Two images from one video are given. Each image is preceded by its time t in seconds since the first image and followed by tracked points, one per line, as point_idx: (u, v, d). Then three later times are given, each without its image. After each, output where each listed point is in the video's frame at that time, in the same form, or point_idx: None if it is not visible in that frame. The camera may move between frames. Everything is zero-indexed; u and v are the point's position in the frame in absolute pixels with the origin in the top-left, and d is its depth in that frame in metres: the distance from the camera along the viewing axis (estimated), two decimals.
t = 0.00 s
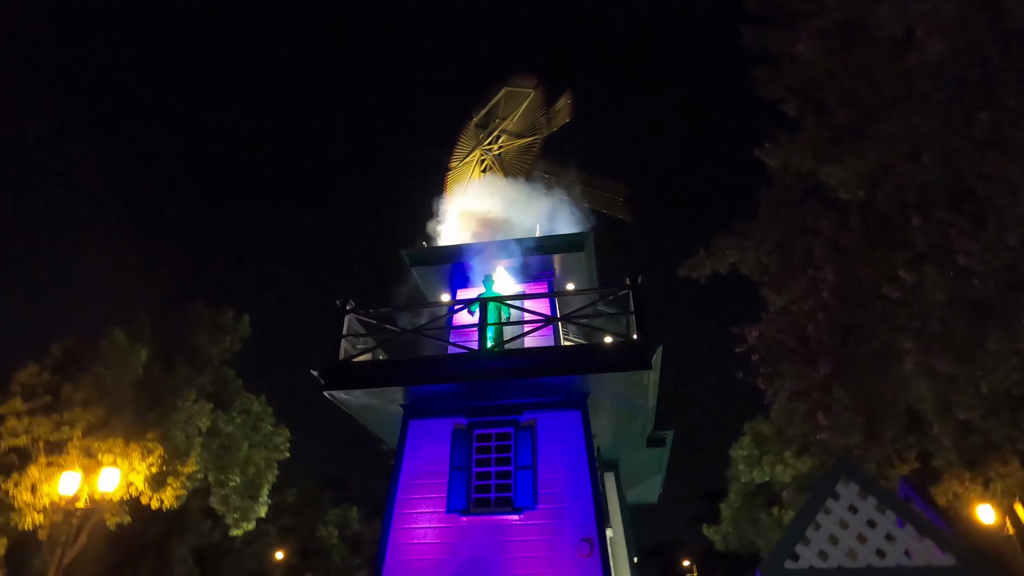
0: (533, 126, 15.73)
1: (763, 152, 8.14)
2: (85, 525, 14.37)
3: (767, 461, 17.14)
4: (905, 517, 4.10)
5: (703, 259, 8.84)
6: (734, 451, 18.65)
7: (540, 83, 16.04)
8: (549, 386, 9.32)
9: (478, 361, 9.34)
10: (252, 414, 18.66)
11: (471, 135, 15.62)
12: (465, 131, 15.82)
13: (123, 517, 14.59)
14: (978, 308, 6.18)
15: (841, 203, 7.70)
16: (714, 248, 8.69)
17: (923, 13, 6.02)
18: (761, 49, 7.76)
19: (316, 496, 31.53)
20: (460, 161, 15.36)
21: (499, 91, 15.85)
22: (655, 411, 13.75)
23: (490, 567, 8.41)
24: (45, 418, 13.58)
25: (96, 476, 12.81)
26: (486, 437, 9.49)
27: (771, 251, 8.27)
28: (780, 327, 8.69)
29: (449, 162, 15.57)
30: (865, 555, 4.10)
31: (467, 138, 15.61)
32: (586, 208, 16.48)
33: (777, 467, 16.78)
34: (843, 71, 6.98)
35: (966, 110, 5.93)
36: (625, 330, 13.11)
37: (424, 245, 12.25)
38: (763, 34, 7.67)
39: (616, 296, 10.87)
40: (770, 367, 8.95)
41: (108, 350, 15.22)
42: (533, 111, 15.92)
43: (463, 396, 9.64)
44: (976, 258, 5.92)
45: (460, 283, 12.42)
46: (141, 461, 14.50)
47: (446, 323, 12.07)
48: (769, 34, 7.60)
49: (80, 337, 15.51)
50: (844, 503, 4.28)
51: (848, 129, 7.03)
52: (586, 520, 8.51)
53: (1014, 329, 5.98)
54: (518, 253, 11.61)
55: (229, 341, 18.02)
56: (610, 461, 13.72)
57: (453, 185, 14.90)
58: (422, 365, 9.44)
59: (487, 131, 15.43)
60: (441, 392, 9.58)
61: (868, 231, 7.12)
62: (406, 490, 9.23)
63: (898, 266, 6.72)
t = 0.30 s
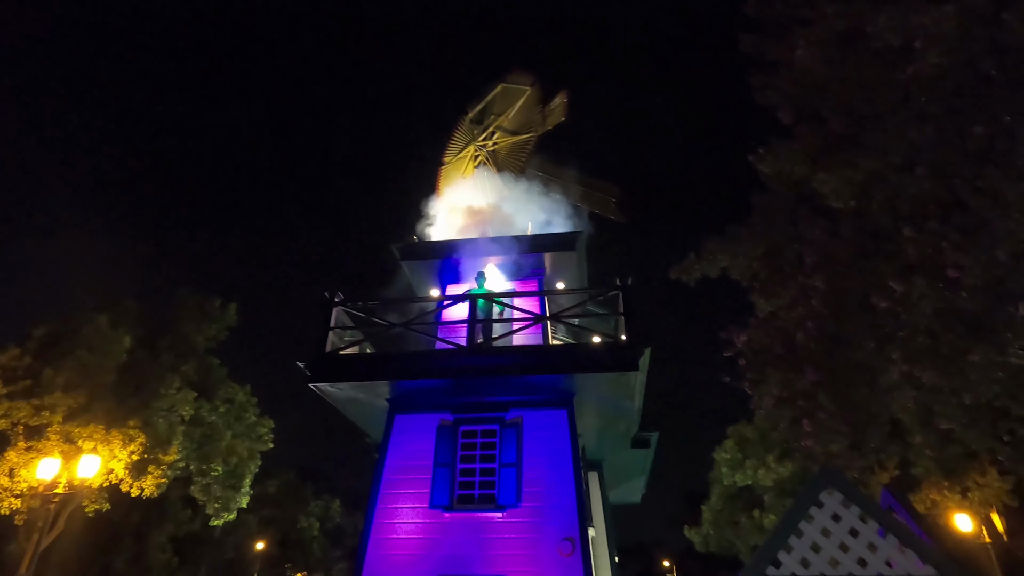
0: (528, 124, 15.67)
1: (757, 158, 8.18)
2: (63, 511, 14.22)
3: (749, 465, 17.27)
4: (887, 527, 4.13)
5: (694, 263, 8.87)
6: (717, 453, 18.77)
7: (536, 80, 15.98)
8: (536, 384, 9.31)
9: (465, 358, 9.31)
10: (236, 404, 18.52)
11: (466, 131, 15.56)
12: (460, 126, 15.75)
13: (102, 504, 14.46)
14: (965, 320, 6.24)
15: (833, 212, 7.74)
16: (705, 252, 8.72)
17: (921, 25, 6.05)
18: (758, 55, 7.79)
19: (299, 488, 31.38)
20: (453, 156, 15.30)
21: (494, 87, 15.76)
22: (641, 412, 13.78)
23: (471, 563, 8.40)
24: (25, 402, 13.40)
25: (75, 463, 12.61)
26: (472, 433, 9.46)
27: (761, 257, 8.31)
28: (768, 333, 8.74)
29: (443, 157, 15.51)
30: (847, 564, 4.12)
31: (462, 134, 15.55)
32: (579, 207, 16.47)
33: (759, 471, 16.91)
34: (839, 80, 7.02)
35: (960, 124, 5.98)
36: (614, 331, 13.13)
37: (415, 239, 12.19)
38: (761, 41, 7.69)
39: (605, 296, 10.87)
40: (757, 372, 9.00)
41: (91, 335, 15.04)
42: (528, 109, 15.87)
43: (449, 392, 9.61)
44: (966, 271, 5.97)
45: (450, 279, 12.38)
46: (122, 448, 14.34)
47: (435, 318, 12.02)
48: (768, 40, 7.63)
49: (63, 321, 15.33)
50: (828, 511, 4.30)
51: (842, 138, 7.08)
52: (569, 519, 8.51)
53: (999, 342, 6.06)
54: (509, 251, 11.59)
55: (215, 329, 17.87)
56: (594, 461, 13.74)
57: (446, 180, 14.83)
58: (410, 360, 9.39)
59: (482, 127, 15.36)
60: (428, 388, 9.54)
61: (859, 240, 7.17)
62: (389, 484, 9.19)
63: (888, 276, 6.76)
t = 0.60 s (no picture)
0: (515, 117, 15.55)
1: (742, 149, 8.16)
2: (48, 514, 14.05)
3: (738, 455, 17.37)
4: (872, 516, 4.14)
5: (681, 255, 8.85)
6: (707, 444, 18.87)
7: (523, 74, 15.87)
8: (525, 378, 9.27)
9: (453, 353, 9.25)
10: (224, 403, 18.37)
11: (453, 124, 15.44)
12: (446, 119, 15.63)
13: (89, 505, 14.34)
14: (949, 309, 6.29)
15: (819, 202, 7.75)
16: (692, 244, 8.71)
17: (904, 14, 6.05)
18: (744, 46, 7.75)
19: (290, 486, 31.26)
20: (441, 150, 15.19)
21: (481, 81, 15.67)
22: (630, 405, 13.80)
23: (462, 558, 8.37)
24: (7, 404, 13.17)
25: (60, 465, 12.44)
26: (461, 428, 9.42)
27: (748, 248, 8.32)
28: (755, 324, 8.73)
29: (430, 151, 15.39)
30: (833, 554, 4.12)
31: (449, 127, 15.43)
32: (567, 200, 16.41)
33: (748, 461, 17.01)
34: (824, 70, 7.01)
35: (943, 112, 5.99)
36: (603, 324, 13.12)
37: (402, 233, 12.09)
38: (746, 31, 7.66)
39: (594, 289, 10.84)
40: (744, 364, 9.02)
41: (74, 335, 14.82)
42: (515, 102, 15.75)
43: (438, 388, 9.56)
44: (950, 259, 6.01)
45: (437, 274, 12.30)
46: (107, 449, 14.17)
47: (423, 314, 11.95)
48: (752, 31, 7.60)
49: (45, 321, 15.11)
50: (813, 501, 4.30)
51: (827, 129, 7.08)
52: (559, 513, 8.49)
53: (981, 330, 6.11)
54: (497, 245, 11.52)
55: (201, 328, 17.67)
56: (585, 454, 13.75)
57: (434, 175, 14.73)
58: (398, 356, 9.32)
59: (468, 120, 15.24)
60: (417, 384, 9.48)
61: (844, 230, 7.18)
62: (379, 481, 9.13)
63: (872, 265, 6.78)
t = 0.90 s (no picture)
0: (513, 111, 15.40)
1: (739, 142, 8.14)
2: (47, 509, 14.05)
3: (737, 449, 17.38)
4: (866, 508, 4.13)
5: (678, 249, 8.83)
6: (705, 438, 18.89)
7: (521, 68, 15.79)
8: (523, 372, 9.25)
9: (450, 347, 9.23)
10: (222, 398, 18.37)
11: (450, 118, 15.40)
12: (444, 114, 15.59)
13: (87, 501, 14.34)
14: (944, 302, 6.28)
15: (815, 196, 7.73)
16: (689, 238, 8.69)
17: (900, 5, 6.01)
18: (740, 39, 7.71)
19: (290, 480, 31.33)
20: (438, 145, 15.16)
21: (479, 75, 15.61)
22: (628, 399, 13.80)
23: (459, 552, 8.37)
24: (4, 400, 13.14)
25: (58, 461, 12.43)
26: (458, 423, 9.41)
27: (744, 242, 8.31)
28: (751, 317, 8.71)
29: (427, 146, 15.37)
30: (826, 547, 4.11)
31: (446, 122, 15.40)
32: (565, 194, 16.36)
33: (746, 455, 17.03)
34: (820, 62, 6.97)
35: (939, 104, 5.96)
36: (600, 318, 13.11)
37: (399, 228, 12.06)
38: (743, 23, 7.62)
39: (591, 283, 10.81)
40: (741, 357, 9.02)
41: (71, 331, 14.80)
42: (513, 96, 15.60)
43: (436, 382, 9.54)
44: (945, 251, 6.00)
45: (435, 268, 12.27)
46: (105, 445, 14.16)
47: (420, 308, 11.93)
48: (749, 23, 7.56)
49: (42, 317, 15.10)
50: (808, 494, 4.28)
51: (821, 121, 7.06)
52: (557, 507, 8.48)
53: (977, 322, 6.08)
54: (494, 239, 11.49)
55: (199, 323, 17.64)
56: (583, 448, 13.76)
57: (432, 171, 14.72)
58: (395, 350, 9.30)
59: (466, 115, 15.18)
60: (414, 378, 9.46)
61: (840, 223, 7.17)
62: (377, 475, 9.13)
63: (868, 258, 6.78)
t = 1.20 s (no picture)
0: (508, 108, 15.18)
1: (734, 136, 8.15)
2: (47, 515, 14.04)
3: (737, 442, 17.42)
4: (863, 501, 4.16)
5: (675, 244, 8.85)
6: (705, 431, 18.93)
7: (515, 65, 15.73)
8: (522, 370, 9.27)
9: (449, 346, 9.24)
10: (222, 400, 18.37)
11: (446, 117, 15.40)
12: (439, 112, 15.59)
13: (88, 506, 14.32)
14: (939, 294, 6.30)
15: (811, 189, 7.74)
16: (686, 233, 8.70)
17: None
18: (733, 33, 7.71)
19: (291, 481, 31.37)
20: (434, 144, 15.17)
21: (474, 73, 15.57)
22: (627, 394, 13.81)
23: (461, 550, 8.39)
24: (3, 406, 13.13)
25: (58, 466, 12.41)
26: (458, 421, 9.43)
27: (740, 236, 8.32)
28: (748, 312, 8.72)
29: (423, 144, 15.37)
30: (825, 541, 4.14)
31: (441, 120, 15.40)
32: (561, 191, 16.36)
33: (746, 448, 17.07)
34: (814, 56, 6.97)
35: (933, 96, 5.97)
36: (598, 315, 13.12)
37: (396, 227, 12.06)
38: (736, 18, 7.61)
39: (588, 280, 10.81)
40: (739, 351, 9.05)
41: (69, 336, 14.79)
42: (508, 93, 15.45)
43: (435, 381, 9.55)
44: (939, 244, 6.02)
45: (432, 267, 12.28)
46: (105, 449, 14.16)
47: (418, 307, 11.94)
48: (742, 17, 7.56)
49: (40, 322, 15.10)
50: (805, 489, 4.32)
51: (815, 115, 7.07)
52: (558, 503, 8.51)
53: (973, 314, 6.10)
54: (490, 237, 11.48)
55: (197, 325, 17.62)
56: (583, 444, 13.79)
57: (429, 171, 14.71)
58: (394, 350, 9.30)
59: (461, 113, 15.16)
60: (413, 377, 9.47)
61: (836, 217, 7.18)
62: (377, 475, 9.15)
63: (863, 251, 6.79)
